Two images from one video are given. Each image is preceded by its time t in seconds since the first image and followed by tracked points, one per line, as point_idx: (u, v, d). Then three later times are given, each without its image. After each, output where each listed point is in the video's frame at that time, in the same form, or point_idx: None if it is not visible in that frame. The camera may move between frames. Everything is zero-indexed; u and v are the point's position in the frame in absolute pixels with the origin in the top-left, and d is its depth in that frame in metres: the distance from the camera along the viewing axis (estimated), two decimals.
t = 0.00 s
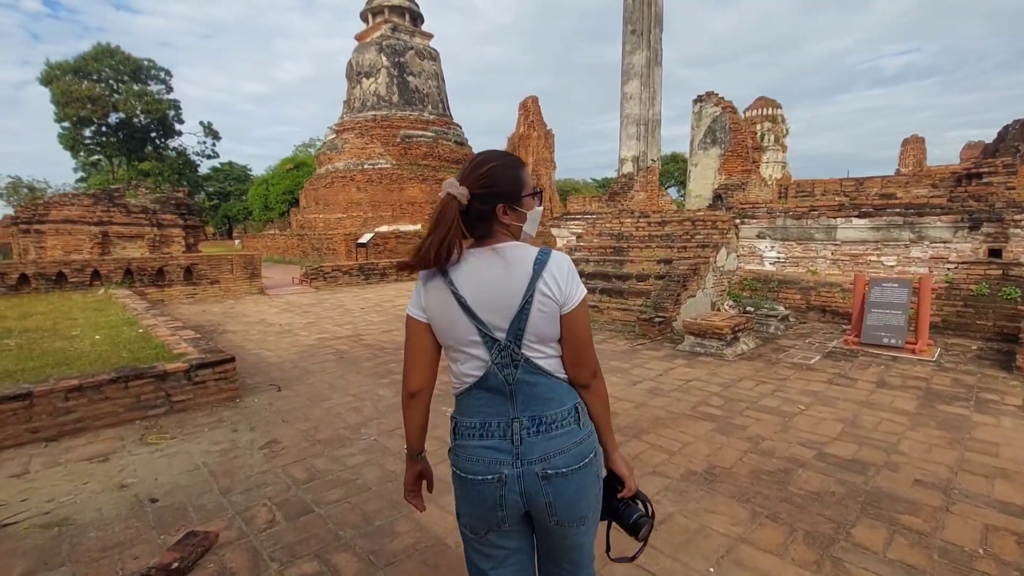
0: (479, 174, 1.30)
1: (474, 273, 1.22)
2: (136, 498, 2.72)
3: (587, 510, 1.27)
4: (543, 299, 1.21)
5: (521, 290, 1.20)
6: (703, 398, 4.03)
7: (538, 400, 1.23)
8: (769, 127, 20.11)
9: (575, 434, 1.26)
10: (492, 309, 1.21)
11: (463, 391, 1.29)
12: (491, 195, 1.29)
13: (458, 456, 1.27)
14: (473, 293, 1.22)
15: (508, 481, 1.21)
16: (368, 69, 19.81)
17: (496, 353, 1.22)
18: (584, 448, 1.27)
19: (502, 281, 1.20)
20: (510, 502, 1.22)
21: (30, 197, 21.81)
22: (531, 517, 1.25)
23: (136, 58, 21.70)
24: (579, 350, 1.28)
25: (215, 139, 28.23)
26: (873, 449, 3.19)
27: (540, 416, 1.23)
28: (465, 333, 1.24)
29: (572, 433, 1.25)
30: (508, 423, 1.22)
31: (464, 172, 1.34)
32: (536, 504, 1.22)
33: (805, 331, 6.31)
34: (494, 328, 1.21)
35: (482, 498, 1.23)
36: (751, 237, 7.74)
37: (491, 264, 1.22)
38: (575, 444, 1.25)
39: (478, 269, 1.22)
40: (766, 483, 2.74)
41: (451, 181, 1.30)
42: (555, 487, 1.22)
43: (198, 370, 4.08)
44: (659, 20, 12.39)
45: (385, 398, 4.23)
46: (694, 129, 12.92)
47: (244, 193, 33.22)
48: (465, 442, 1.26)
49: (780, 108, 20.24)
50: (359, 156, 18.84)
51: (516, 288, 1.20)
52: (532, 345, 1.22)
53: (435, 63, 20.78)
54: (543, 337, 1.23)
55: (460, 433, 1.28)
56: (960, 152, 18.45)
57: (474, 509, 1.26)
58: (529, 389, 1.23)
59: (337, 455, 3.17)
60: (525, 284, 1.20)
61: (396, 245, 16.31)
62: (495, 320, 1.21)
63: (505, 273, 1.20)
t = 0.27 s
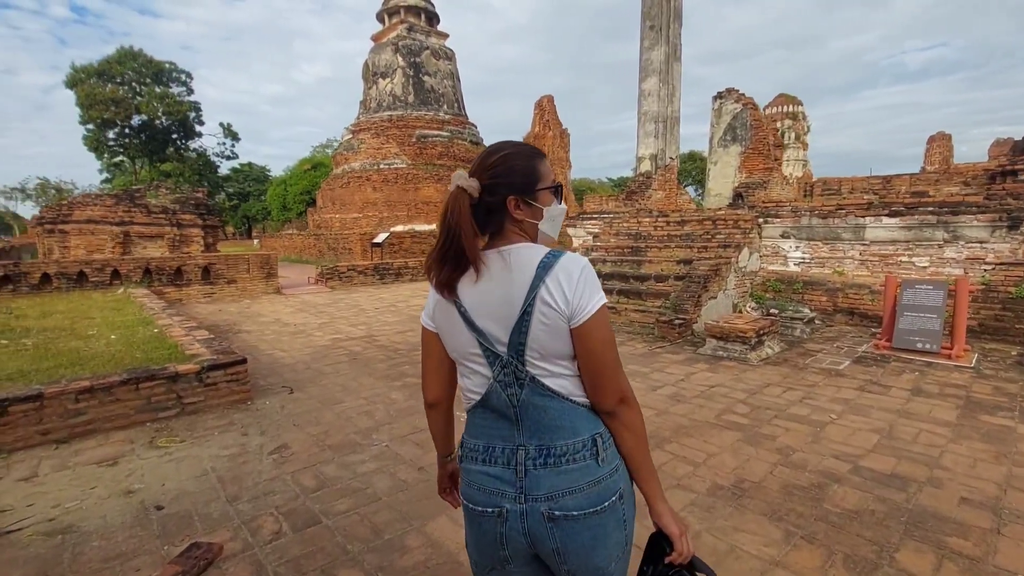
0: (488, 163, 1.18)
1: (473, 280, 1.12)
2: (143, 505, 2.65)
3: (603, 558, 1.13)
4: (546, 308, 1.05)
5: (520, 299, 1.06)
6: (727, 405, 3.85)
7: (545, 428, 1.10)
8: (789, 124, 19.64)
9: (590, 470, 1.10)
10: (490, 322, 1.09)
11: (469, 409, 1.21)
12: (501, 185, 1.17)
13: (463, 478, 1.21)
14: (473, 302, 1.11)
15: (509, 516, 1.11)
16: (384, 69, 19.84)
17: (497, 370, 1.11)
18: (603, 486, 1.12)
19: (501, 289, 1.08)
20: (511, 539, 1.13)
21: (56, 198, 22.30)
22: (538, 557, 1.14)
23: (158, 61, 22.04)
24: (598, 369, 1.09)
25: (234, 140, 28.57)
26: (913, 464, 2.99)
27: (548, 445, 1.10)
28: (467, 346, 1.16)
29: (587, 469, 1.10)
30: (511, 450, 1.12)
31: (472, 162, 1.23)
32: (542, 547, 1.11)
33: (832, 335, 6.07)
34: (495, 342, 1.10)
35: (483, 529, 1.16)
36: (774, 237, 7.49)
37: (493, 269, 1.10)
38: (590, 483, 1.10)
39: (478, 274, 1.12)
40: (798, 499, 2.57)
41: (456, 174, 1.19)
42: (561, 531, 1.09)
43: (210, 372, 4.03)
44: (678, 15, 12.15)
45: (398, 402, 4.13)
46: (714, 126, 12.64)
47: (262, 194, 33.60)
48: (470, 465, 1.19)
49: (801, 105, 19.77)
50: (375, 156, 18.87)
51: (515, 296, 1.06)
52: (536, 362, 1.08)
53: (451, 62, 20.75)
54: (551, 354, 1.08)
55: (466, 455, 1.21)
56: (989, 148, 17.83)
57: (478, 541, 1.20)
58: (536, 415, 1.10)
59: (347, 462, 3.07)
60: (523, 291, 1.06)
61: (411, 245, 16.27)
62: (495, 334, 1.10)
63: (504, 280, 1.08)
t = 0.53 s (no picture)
0: (562, 147, 1.04)
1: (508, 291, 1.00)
2: (151, 509, 2.60)
3: None
4: (600, 329, 0.96)
5: (576, 315, 0.96)
6: (755, 414, 3.65)
7: (585, 458, 1.02)
8: (816, 122, 19.09)
9: (635, 505, 1.03)
10: (532, 339, 0.99)
11: (493, 433, 1.11)
12: (576, 173, 1.06)
13: (485, 509, 1.11)
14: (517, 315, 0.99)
15: (542, 556, 1.02)
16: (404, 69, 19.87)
17: (533, 392, 1.02)
18: (647, 524, 1.05)
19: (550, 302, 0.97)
20: None
21: (87, 198, 22.94)
22: None
23: (185, 64, 22.47)
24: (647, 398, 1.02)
25: (257, 141, 28.98)
26: (960, 481, 2.77)
27: (587, 477, 1.01)
28: (496, 363, 1.05)
29: (631, 504, 1.03)
30: (545, 481, 1.03)
31: (531, 141, 1.06)
32: None
33: (864, 340, 5.81)
34: (534, 361, 1.00)
35: (509, 566, 1.06)
36: (802, 237, 7.22)
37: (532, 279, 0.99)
38: (634, 519, 1.03)
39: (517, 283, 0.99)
40: (835, 518, 2.39)
41: (534, 153, 1.00)
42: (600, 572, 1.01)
43: (224, 371, 3.99)
44: (702, 9, 11.87)
45: (412, 405, 4.02)
46: (738, 124, 12.32)
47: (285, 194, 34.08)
48: (494, 495, 1.09)
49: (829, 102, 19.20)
50: (395, 156, 18.92)
51: (563, 312, 0.96)
52: (581, 386, 1.00)
53: (470, 62, 20.68)
54: (597, 378, 1.00)
55: (489, 484, 1.11)
56: None
57: None
58: (575, 445, 1.02)
59: (359, 468, 2.98)
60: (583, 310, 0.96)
61: (430, 244, 16.22)
62: (534, 353, 1.00)
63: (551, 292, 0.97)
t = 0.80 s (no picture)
0: (639, 139, 1.00)
1: (569, 315, 0.93)
2: (151, 515, 2.55)
3: None
4: (676, 359, 0.95)
5: (654, 340, 0.93)
6: (780, 425, 3.48)
7: (650, 497, 0.99)
8: (839, 120, 18.58)
9: (704, 544, 1.02)
10: (597, 369, 0.94)
11: (540, 466, 1.05)
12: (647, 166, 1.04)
13: (531, 548, 1.06)
14: (585, 339, 0.93)
15: None
16: (420, 69, 19.84)
17: (594, 425, 0.97)
18: (715, 562, 1.04)
19: (627, 325, 0.93)
20: None
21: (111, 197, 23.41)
22: None
23: (206, 65, 22.76)
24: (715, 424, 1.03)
25: (276, 141, 29.27)
26: (1004, 502, 2.58)
27: (651, 516, 0.99)
28: (548, 392, 0.99)
29: (700, 543, 1.02)
30: (604, 521, 0.99)
31: (605, 129, 0.98)
32: None
33: (892, 346, 5.58)
34: (599, 389, 0.96)
35: None
36: (828, 239, 6.97)
37: (597, 299, 0.93)
38: (703, 558, 1.02)
39: (581, 306, 0.93)
40: (868, 542, 2.24)
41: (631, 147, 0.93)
42: None
43: (232, 372, 3.94)
44: (723, 5, 11.61)
45: (422, 409, 3.92)
46: (759, 122, 12.00)
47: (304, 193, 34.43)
48: (542, 535, 1.04)
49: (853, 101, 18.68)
50: (411, 156, 18.93)
51: (634, 343, 0.93)
52: (650, 419, 0.97)
53: (486, 61, 20.58)
54: (669, 409, 0.98)
55: (536, 522, 1.06)
56: None
57: None
58: (636, 482, 0.99)
59: (365, 475, 2.90)
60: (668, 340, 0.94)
61: (445, 244, 16.14)
62: (599, 384, 0.96)
63: (622, 316, 0.93)
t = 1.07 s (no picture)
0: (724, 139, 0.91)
1: (645, 340, 0.84)
2: (143, 523, 2.48)
3: None
4: (768, 388, 0.88)
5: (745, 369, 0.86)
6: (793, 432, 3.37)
7: (728, 541, 0.92)
8: (849, 120, 18.35)
9: None
10: (677, 400, 0.86)
11: (601, 508, 0.95)
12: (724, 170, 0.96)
13: None
14: (666, 367, 0.84)
15: None
16: (426, 68, 19.75)
17: (670, 463, 0.88)
18: None
19: (716, 353, 0.84)
20: None
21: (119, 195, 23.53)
22: None
23: (214, 64, 22.81)
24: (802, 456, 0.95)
25: (283, 139, 29.32)
26: None
27: (728, 562, 0.91)
28: (616, 426, 0.89)
29: None
30: (676, 569, 0.90)
31: (693, 128, 0.87)
32: None
33: (907, 350, 5.44)
34: (678, 422, 0.87)
35: None
36: (840, 239, 6.86)
37: (677, 323, 0.84)
38: None
39: (661, 329, 0.84)
40: (891, 562, 2.12)
41: (733, 150, 0.82)
42: None
43: (231, 374, 3.87)
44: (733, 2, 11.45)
45: (424, 413, 3.83)
46: (769, 120, 11.79)
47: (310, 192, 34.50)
48: None
49: (863, 100, 18.42)
50: (417, 155, 18.88)
51: (721, 371, 0.85)
52: (734, 455, 0.90)
53: (493, 60, 20.47)
54: (754, 442, 0.91)
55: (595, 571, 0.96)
56: None
57: None
58: (713, 527, 0.90)
59: (364, 482, 2.82)
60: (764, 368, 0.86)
61: (450, 243, 16.03)
62: (677, 416, 0.87)
63: (710, 342, 0.84)
